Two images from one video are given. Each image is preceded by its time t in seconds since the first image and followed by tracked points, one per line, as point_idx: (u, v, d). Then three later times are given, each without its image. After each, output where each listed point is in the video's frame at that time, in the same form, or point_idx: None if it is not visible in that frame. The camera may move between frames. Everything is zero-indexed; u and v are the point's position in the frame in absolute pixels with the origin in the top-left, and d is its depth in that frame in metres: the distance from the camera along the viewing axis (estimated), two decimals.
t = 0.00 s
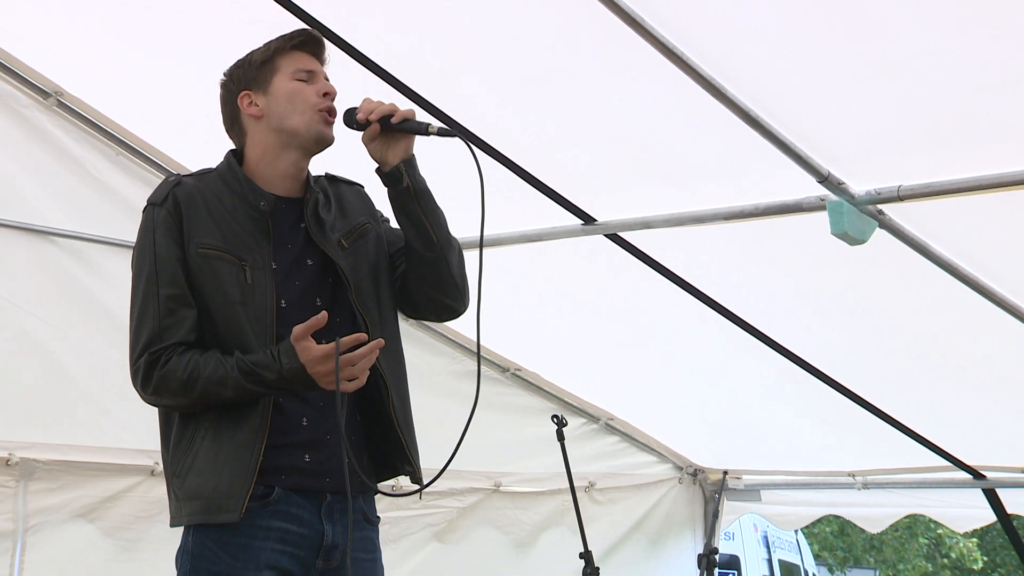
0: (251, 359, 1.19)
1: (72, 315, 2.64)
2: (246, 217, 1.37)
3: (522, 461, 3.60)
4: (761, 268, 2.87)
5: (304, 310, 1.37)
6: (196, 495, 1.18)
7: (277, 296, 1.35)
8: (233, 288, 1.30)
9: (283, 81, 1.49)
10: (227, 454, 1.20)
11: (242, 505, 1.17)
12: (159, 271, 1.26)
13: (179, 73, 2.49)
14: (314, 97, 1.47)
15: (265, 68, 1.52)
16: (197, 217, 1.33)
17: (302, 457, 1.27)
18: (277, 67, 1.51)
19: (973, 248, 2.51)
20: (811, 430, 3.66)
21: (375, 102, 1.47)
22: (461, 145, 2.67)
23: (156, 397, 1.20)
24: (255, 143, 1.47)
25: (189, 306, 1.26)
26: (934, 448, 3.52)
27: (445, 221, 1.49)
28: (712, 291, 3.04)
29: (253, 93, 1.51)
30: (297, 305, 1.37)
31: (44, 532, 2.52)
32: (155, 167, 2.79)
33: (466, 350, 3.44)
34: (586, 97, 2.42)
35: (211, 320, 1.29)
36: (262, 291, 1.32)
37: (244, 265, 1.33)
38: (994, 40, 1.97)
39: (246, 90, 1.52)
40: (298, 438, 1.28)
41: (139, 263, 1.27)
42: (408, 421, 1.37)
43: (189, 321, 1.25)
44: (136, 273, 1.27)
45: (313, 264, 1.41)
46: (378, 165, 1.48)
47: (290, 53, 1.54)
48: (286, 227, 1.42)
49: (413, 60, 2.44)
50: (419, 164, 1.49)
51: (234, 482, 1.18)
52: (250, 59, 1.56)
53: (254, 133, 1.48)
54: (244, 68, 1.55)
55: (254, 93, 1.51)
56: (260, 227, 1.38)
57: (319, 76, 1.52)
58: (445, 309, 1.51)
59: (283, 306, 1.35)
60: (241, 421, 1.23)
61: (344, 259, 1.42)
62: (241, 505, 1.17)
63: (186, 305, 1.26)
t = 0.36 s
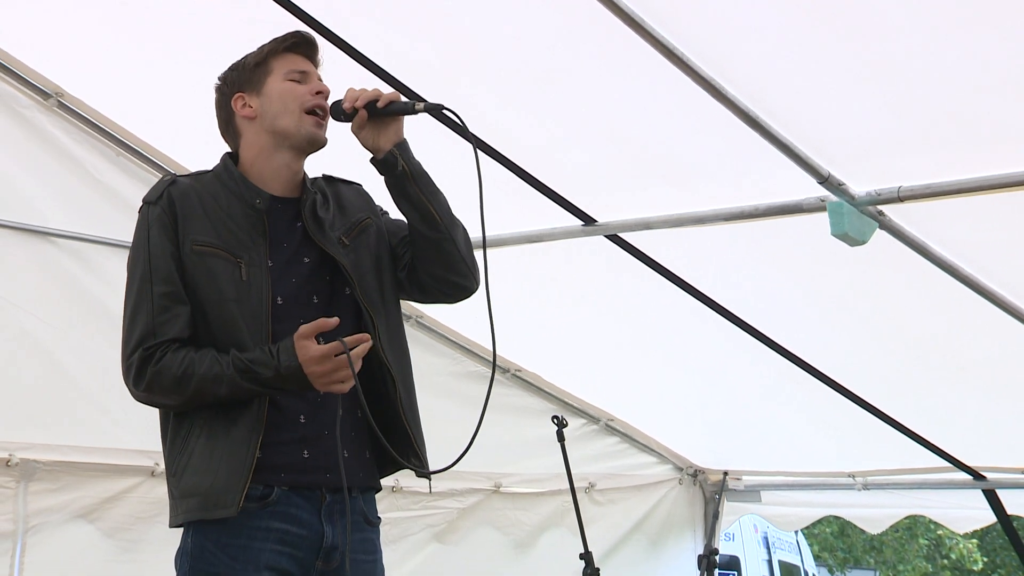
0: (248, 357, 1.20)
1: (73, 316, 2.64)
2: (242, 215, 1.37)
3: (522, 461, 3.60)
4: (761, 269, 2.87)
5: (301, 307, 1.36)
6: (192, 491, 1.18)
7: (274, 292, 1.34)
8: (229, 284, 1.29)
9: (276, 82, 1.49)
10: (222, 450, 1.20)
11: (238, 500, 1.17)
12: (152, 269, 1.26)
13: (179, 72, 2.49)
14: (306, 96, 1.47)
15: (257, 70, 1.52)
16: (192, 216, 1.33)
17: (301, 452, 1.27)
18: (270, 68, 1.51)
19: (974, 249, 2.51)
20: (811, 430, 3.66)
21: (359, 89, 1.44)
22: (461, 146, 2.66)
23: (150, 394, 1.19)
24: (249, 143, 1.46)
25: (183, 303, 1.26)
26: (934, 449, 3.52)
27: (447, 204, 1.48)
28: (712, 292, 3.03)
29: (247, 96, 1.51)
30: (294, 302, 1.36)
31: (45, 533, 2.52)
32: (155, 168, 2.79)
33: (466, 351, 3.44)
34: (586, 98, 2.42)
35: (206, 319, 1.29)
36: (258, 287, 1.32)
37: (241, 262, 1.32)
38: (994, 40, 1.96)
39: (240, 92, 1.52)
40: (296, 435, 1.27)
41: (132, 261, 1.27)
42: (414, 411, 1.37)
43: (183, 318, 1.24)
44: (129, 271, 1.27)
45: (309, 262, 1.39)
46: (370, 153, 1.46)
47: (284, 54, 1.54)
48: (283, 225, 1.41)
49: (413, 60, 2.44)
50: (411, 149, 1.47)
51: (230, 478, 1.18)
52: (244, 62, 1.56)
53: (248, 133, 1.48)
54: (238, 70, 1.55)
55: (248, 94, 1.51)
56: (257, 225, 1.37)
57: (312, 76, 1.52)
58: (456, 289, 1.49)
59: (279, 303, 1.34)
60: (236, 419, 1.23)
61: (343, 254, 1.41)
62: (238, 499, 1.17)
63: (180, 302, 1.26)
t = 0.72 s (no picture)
0: (246, 366, 1.20)
1: (73, 319, 2.64)
2: (246, 214, 1.37)
3: (522, 464, 3.60)
4: (760, 272, 2.87)
5: (304, 303, 1.35)
6: (185, 486, 1.18)
7: (278, 286, 1.34)
8: (230, 282, 1.29)
9: (269, 84, 1.50)
10: (218, 449, 1.20)
11: (230, 495, 1.17)
12: (152, 265, 1.25)
13: (180, 75, 2.49)
14: (301, 94, 1.48)
15: (250, 74, 1.53)
16: (194, 214, 1.33)
17: (300, 453, 1.27)
18: (262, 71, 1.52)
19: (973, 252, 2.51)
20: (811, 433, 3.66)
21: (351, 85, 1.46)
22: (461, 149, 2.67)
23: (146, 395, 1.19)
24: (250, 148, 1.47)
25: (181, 301, 1.26)
26: (933, 451, 3.53)
27: (441, 203, 1.47)
28: (712, 295, 3.04)
29: (242, 101, 1.52)
30: (298, 296, 1.35)
31: (45, 535, 2.52)
32: (155, 171, 2.79)
33: (466, 354, 3.44)
34: (587, 101, 2.43)
35: (203, 318, 1.28)
36: (260, 284, 1.31)
37: (243, 260, 1.32)
38: (994, 44, 1.97)
39: (235, 99, 1.53)
40: (298, 434, 1.28)
41: (132, 257, 1.27)
42: (400, 415, 1.37)
43: (181, 317, 1.24)
44: (128, 267, 1.27)
45: (313, 258, 1.39)
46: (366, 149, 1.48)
47: (273, 56, 1.55)
48: (285, 222, 1.41)
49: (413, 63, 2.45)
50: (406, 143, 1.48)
51: (224, 476, 1.18)
52: (234, 69, 1.56)
53: (248, 138, 1.48)
54: (230, 78, 1.56)
55: (243, 101, 1.52)
56: (259, 223, 1.37)
57: (304, 74, 1.53)
58: (448, 289, 1.47)
59: (283, 296, 1.33)
60: (236, 420, 1.23)
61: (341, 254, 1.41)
62: (229, 496, 1.17)
63: (178, 300, 1.25)
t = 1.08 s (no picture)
0: (254, 364, 1.20)
1: (74, 322, 2.65)
2: (249, 214, 1.37)
3: (523, 468, 3.61)
4: (761, 276, 2.88)
5: (307, 303, 1.35)
6: (190, 484, 1.18)
7: (281, 286, 1.33)
8: (234, 280, 1.29)
9: (271, 88, 1.50)
10: (225, 446, 1.21)
11: (238, 492, 1.17)
12: (156, 263, 1.25)
13: (181, 79, 2.50)
14: (303, 96, 1.48)
15: (252, 78, 1.53)
16: (197, 213, 1.33)
17: (302, 455, 1.26)
18: (263, 75, 1.52)
19: (974, 256, 2.52)
20: (812, 436, 3.66)
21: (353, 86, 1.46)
22: (462, 153, 2.66)
23: (150, 395, 1.18)
24: (252, 150, 1.47)
25: (185, 299, 1.25)
26: (934, 455, 3.53)
27: (441, 205, 1.47)
28: (712, 299, 3.04)
29: (243, 104, 1.51)
30: (300, 296, 1.35)
31: (45, 539, 2.52)
32: (156, 175, 2.80)
33: (467, 357, 3.44)
34: (588, 106, 2.43)
35: (207, 316, 1.28)
36: (264, 283, 1.31)
37: (247, 259, 1.32)
38: (995, 48, 1.97)
39: (236, 103, 1.53)
40: (301, 435, 1.28)
41: (136, 255, 1.27)
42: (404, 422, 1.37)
43: (186, 315, 1.24)
44: (132, 266, 1.27)
45: (315, 260, 1.39)
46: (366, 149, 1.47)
47: (275, 60, 1.55)
48: (288, 223, 1.41)
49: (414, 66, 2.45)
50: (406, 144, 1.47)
51: (232, 473, 1.18)
52: (236, 73, 1.56)
53: (251, 141, 1.48)
54: (232, 82, 1.55)
55: (245, 104, 1.51)
56: (263, 223, 1.37)
57: (305, 77, 1.53)
58: (447, 290, 1.47)
59: (285, 296, 1.33)
60: (242, 419, 1.23)
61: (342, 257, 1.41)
62: (237, 493, 1.17)
63: (182, 299, 1.25)
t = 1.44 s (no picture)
0: (251, 369, 1.20)
1: (73, 327, 2.64)
2: (246, 221, 1.37)
3: (522, 473, 3.60)
4: (761, 280, 2.88)
5: (304, 309, 1.35)
6: (190, 489, 1.18)
7: (278, 292, 1.33)
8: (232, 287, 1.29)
9: (262, 96, 1.50)
10: (223, 451, 1.21)
11: (237, 496, 1.17)
12: (153, 271, 1.25)
13: (181, 83, 2.50)
14: (295, 103, 1.48)
15: (244, 86, 1.53)
16: (194, 220, 1.33)
17: (302, 460, 1.26)
18: (255, 83, 1.52)
19: (973, 260, 2.52)
20: (812, 441, 3.65)
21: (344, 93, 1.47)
22: (462, 158, 2.66)
23: (150, 402, 1.19)
24: (247, 159, 1.47)
25: (183, 307, 1.25)
26: (934, 459, 3.53)
27: (434, 209, 1.47)
28: (712, 304, 3.04)
29: (236, 113, 1.52)
30: (298, 302, 1.35)
31: (45, 544, 2.52)
32: (156, 180, 2.80)
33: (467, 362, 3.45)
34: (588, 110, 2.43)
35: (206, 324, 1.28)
36: (261, 289, 1.31)
37: (244, 265, 1.32)
38: (995, 53, 1.97)
39: (229, 112, 1.53)
40: (299, 440, 1.27)
41: (134, 264, 1.27)
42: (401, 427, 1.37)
43: (184, 322, 1.24)
44: (130, 274, 1.27)
45: (311, 267, 1.39)
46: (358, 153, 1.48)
47: (265, 68, 1.55)
48: (284, 230, 1.41)
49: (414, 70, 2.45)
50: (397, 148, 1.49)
51: (231, 477, 1.18)
52: (227, 82, 1.56)
53: (245, 150, 1.48)
54: (224, 91, 1.56)
55: (237, 113, 1.51)
56: (260, 230, 1.37)
57: (296, 84, 1.53)
58: (441, 294, 1.47)
59: (283, 302, 1.33)
60: (240, 423, 1.23)
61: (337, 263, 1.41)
62: (236, 498, 1.16)
63: (181, 306, 1.25)
